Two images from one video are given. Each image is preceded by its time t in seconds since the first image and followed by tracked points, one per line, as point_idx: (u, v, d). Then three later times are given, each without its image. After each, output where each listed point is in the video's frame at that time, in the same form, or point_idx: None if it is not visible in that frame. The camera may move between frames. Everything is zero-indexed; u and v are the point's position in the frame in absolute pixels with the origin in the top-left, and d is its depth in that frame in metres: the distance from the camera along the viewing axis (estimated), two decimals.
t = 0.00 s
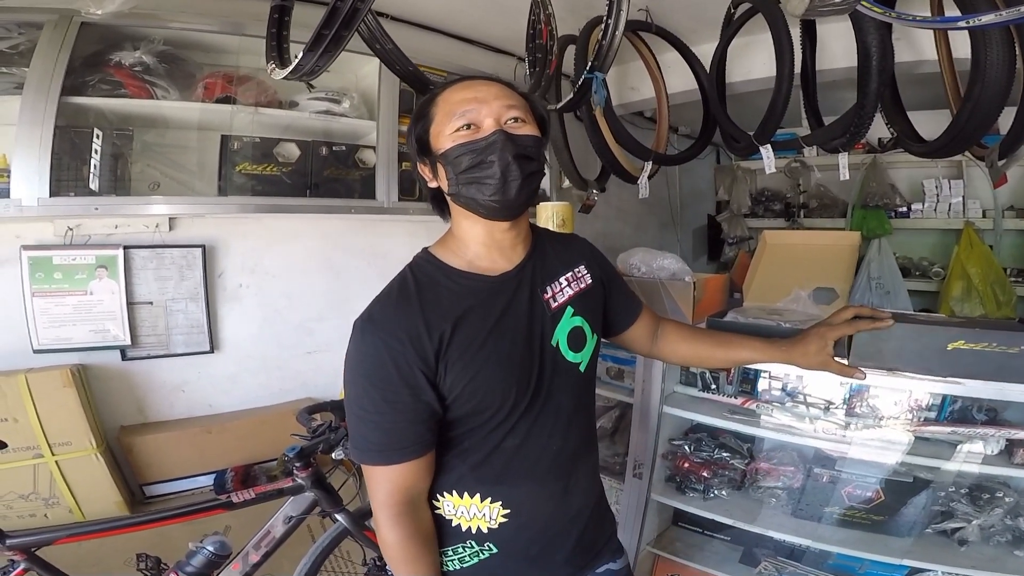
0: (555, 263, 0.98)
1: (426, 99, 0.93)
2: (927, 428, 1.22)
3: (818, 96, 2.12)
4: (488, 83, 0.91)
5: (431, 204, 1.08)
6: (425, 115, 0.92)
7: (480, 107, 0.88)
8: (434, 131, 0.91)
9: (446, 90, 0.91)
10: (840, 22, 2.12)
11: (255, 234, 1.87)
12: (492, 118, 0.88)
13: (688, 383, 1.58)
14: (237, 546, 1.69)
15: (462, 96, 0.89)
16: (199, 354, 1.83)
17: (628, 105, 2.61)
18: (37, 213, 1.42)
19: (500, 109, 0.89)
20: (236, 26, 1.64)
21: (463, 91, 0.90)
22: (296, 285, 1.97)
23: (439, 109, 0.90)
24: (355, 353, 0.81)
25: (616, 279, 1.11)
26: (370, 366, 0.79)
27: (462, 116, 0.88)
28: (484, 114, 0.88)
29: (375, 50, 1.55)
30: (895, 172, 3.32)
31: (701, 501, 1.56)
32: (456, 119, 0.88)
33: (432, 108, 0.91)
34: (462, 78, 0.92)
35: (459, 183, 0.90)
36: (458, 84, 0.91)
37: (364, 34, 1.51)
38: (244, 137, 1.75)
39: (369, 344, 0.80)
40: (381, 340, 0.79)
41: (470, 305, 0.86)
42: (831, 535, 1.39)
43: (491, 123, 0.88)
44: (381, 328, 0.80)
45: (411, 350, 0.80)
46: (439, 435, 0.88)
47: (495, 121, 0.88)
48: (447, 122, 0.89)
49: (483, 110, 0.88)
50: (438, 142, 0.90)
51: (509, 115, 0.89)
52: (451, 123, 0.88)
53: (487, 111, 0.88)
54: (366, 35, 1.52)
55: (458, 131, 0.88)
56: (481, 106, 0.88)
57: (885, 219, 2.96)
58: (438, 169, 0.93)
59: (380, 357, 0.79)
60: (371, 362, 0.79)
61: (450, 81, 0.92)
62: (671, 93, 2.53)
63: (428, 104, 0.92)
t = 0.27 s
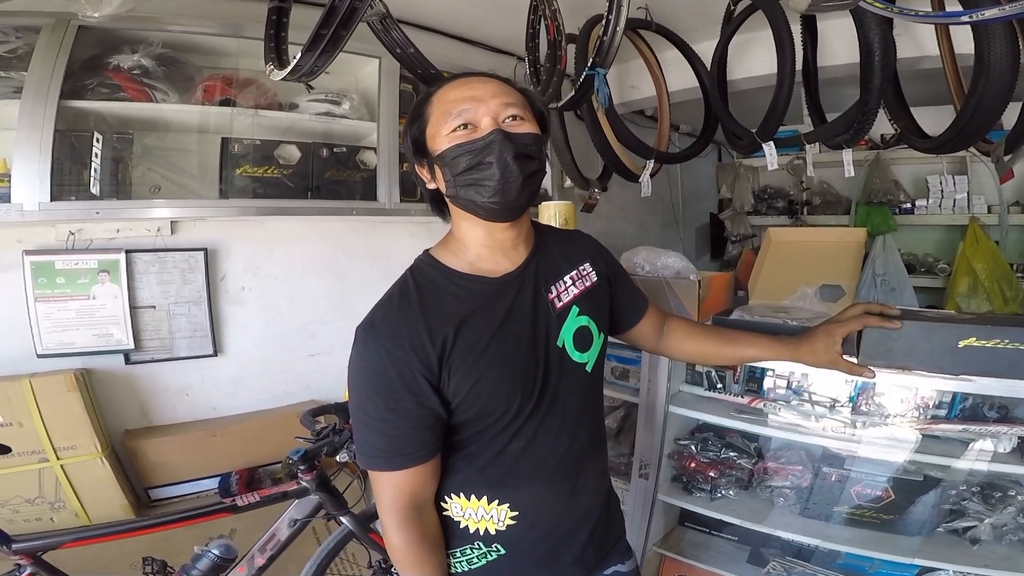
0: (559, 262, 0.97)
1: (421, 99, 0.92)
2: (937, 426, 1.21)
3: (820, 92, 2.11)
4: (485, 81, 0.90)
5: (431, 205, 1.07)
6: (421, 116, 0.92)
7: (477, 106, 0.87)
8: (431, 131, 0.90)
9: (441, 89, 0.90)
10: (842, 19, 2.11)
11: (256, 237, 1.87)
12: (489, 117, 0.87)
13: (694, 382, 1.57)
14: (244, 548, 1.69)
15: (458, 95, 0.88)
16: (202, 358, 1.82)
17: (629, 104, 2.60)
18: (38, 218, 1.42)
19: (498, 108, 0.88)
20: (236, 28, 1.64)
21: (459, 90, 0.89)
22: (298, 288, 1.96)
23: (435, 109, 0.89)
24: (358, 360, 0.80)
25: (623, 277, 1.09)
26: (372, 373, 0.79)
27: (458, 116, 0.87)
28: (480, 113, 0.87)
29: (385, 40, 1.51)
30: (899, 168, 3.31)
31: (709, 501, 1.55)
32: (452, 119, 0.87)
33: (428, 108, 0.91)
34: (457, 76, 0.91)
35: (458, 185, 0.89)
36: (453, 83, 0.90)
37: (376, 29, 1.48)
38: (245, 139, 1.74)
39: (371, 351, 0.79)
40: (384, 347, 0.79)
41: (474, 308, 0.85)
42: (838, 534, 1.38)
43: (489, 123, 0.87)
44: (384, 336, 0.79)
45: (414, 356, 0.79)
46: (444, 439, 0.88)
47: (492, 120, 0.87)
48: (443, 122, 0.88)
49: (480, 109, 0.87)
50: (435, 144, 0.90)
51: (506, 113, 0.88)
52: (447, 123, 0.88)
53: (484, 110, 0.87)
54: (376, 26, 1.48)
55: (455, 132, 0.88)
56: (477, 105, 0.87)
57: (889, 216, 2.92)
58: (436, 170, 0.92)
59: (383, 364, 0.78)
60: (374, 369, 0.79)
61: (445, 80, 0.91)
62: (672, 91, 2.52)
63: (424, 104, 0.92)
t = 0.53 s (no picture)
0: (567, 261, 0.96)
1: (427, 95, 0.92)
2: (944, 427, 1.20)
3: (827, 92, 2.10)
4: (489, 76, 0.90)
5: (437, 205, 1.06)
6: (426, 111, 0.91)
7: (481, 99, 0.87)
8: (437, 126, 0.90)
9: (446, 85, 0.91)
10: (849, 18, 2.09)
11: (259, 235, 1.86)
12: (494, 109, 0.87)
13: (699, 382, 1.56)
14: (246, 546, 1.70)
15: (463, 89, 0.88)
16: (205, 356, 1.82)
17: (633, 103, 2.59)
18: (41, 215, 1.41)
19: (503, 101, 0.88)
20: (240, 25, 1.63)
21: (463, 84, 0.89)
22: (301, 287, 1.96)
23: (440, 104, 0.89)
24: (363, 357, 0.79)
25: (632, 277, 1.08)
26: (377, 370, 0.78)
27: (463, 108, 0.86)
28: (485, 105, 0.87)
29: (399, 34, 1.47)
30: (905, 168, 3.29)
31: (713, 502, 1.54)
32: (458, 112, 0.87)
33: (433, 104, 0.90)
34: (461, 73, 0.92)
35: (463, 175, 0.88)
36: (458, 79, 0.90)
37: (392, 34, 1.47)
38: (249, 137, 1.74)
39: (376, 348, 0.78)
40: (389, 344, 0.78)
41: (479, 306, 0.84)
42: (842, 535, 1.37)
43: (494, 115, 0.87)
44: (389, 333, 0.79)
45: (419, 353, 0.78)
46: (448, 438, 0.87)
47: (498, 113, 0.87)
48: (449, 116, 0.88)
49: (485, 101, 0.87)
50: (441, 137, 0.89)
51: (511, 105, 0.88)
52: (453, 116, 0.87)
53: (489, 102, 0.87)
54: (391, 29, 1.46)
55: (461, 124, 0.87)
56: (482, 98, 0.87)
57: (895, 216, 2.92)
58: (443, 165, 0.92)
59: (388, 361, 0.78)
60: (379, 366, 0.78)
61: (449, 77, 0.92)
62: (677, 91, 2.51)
63: (429, 99, 0.91)
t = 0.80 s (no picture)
0: (574, 260, 0.96)
1: (443, 90, 0.92)
2: (950, 428, 1.19)
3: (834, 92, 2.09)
4: (507, 74, 0.89)
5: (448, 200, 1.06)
6: (441, 107, 0.91)
7: (497, 97, 0.86)
8: (451, 122, 0.89)
9: (463, 80, 0.90)
10: (858, 18, 2.08)
11: (264, 231, 1.86)
12: (510, 108, 0.86)
13: (704, 382, 1.55)
14: (249, 543, 1.69)
15: (480, 86, 0.87)
16: (208, 352, 1.82)
17: (639, 102, 2.58)
18: (45, 210, 1.41)
19: (518, 99, 0.87)
20: (246, 20, 1.63)
21: (480, 81, 0.88)
22: (305, 283, 1.95)
23: (455, 100, 0.89)
24: (368, 350, 0.79)
25: (641, 279, 1.08)
26: (381, 364, 0.78)
27: (480, 106, 0.86)
28: (501, 103, 0.86)
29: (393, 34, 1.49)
30: (911, 170, 3.28)
31: (716, 502, 1.54)
32: (473, 109, 0.86)
33: (448, 99, 0.90)
34: (480, 68, 0.91)
35: (475, 173, 0.87)
36: (475, 74, 0.89)
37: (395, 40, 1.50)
38: (254, 132, 1.74)
39: (381, 341, 0.78)
40: (394, 337, 0.78)
41: (484, 302, 0.84)
42: (844, 536, 1.36)
43: (509, 113, 0.86)
44: (394, 326, 0.78)
45: (423, 348, 0.78)
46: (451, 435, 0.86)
47: (513, 111, 0.86)
48: (464, 112, 0.87)
49: (501, 100, 0.86)
50: (455, 133, 0.89)
51: (527, 104, 0.87)
52: (468, 113, 0.87)
53: (505, 100, 0.86)
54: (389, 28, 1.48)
55: (475, 122, 0.87)
56: (498, 96, 0.86)
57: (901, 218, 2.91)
58: (456, 162, 0.91)
59: (392, 354, 0.77)
60: (383, 359, 0.77)
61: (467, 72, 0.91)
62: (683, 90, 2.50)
63: (445, 94, 0.91)
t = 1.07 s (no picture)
0: (574, 256, 0.96)
1: (441, 93, 0.92)
2: (952, 427, 1.19)
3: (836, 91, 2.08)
4: (504, 76, 0.89)
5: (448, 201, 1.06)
6: (441, 109, 0.91)
7: (496, 99, 0.86)
8: (451, 123, 0.89)
9: (461, 83, 0.90)
10: (860, 16, 2.08)
11: (265, 229, 1.86)
12: (509, 109, 0.86)
13: (705, 380, 1.55)
14: (249, 542, 1.69)
15: (479, 88, 0.87)
16: (209, 350, 1.82)
17: (640, 100, 2.58)
18: (47, 208, 1.41)
19: (517, 100, 0.87)
20: (247, 19, 1.63)
21: (479, 83, 0.88)
22: (306, 282, 1.95)
23: (454, 101, 0.89)
24: (372, 346, 0.79)
25: (638, 275, 1.08)
26: (386, 360, 0.78)
27: (479, 107, 0.86)
28: (500, 105, 0.86)
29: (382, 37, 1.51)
30: (912, 168, 3.27)
31: (717, 500, 1.53)
32: (473, 110, 0.86)
33: (447, 101, 0.90)
34: (478, 71, 0.91)
35: (476, 173, 0.87)
36: (474, 77, 0.89)
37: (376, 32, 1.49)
38: (255, 131, 1.73)
39: (385, 336, 0.78)
40: (398, 333, 0.78)
41: (487, 298, 0.84)
42: (847, 535, 1.36)
43: (508, 115, 0.86)
44: (398, 322, 0.78)
45: (428, 343, 0.78)
46: (455, 431, 0.86)
47: (512, 112, 0.86)
48: (463, 114, 0.87)
49: (500, 101, 0.86)
50: (455, 135, 0.89)
51: (525, 105, 0.87)
52: (467, 115, 0.87)
53: (505, 102, 0.86)
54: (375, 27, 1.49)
55: (475, 123, 0.87)
56: (497, 98, 0.86)
57: (902, 216, 2.89)
58: (456, 161, 0.91)
59: (396, 350, 0.77)
60: (388, 355, 0.77)
61: (466, 75, 0.91)
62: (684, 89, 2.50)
63: (444, 96, 0.91)
